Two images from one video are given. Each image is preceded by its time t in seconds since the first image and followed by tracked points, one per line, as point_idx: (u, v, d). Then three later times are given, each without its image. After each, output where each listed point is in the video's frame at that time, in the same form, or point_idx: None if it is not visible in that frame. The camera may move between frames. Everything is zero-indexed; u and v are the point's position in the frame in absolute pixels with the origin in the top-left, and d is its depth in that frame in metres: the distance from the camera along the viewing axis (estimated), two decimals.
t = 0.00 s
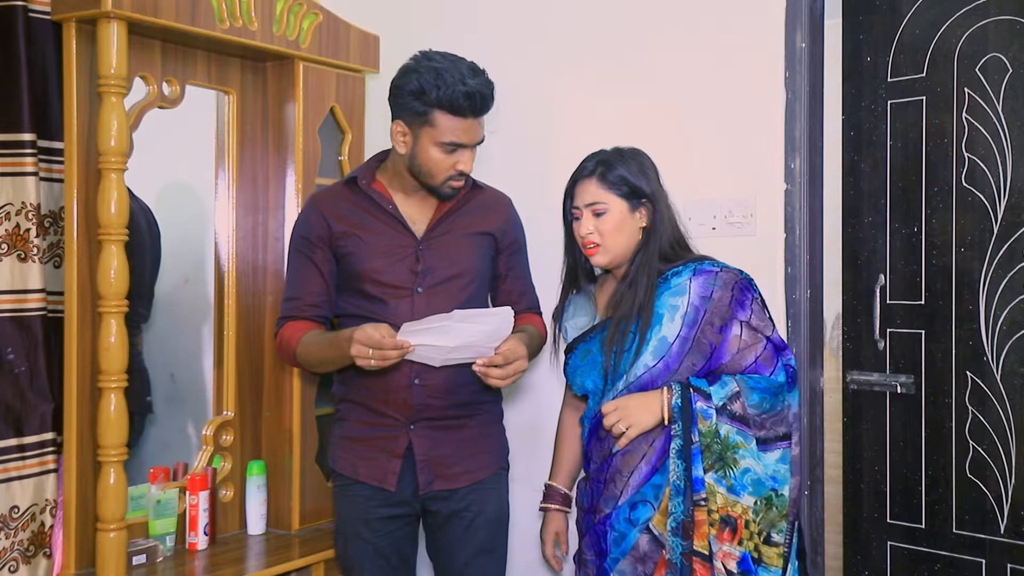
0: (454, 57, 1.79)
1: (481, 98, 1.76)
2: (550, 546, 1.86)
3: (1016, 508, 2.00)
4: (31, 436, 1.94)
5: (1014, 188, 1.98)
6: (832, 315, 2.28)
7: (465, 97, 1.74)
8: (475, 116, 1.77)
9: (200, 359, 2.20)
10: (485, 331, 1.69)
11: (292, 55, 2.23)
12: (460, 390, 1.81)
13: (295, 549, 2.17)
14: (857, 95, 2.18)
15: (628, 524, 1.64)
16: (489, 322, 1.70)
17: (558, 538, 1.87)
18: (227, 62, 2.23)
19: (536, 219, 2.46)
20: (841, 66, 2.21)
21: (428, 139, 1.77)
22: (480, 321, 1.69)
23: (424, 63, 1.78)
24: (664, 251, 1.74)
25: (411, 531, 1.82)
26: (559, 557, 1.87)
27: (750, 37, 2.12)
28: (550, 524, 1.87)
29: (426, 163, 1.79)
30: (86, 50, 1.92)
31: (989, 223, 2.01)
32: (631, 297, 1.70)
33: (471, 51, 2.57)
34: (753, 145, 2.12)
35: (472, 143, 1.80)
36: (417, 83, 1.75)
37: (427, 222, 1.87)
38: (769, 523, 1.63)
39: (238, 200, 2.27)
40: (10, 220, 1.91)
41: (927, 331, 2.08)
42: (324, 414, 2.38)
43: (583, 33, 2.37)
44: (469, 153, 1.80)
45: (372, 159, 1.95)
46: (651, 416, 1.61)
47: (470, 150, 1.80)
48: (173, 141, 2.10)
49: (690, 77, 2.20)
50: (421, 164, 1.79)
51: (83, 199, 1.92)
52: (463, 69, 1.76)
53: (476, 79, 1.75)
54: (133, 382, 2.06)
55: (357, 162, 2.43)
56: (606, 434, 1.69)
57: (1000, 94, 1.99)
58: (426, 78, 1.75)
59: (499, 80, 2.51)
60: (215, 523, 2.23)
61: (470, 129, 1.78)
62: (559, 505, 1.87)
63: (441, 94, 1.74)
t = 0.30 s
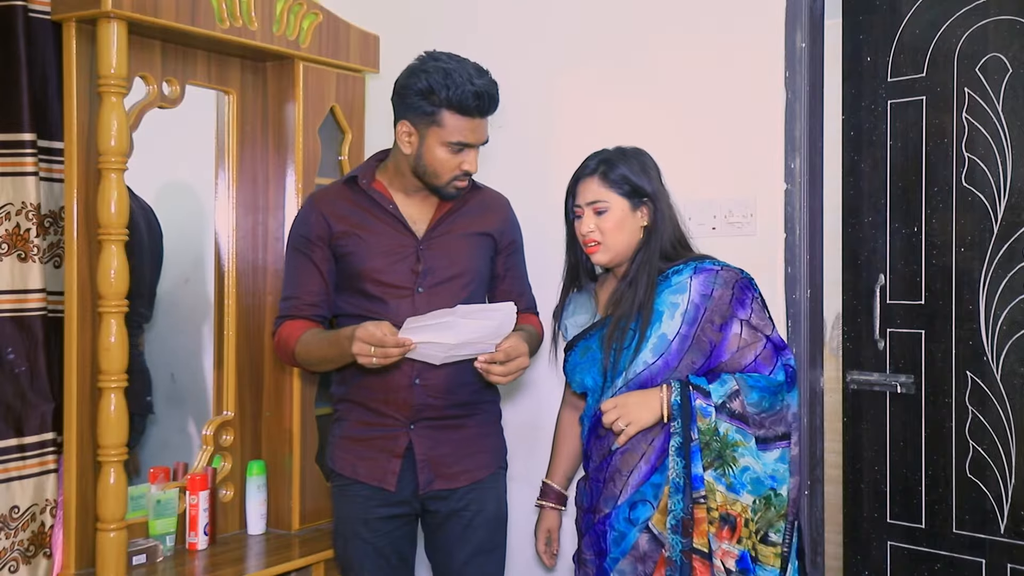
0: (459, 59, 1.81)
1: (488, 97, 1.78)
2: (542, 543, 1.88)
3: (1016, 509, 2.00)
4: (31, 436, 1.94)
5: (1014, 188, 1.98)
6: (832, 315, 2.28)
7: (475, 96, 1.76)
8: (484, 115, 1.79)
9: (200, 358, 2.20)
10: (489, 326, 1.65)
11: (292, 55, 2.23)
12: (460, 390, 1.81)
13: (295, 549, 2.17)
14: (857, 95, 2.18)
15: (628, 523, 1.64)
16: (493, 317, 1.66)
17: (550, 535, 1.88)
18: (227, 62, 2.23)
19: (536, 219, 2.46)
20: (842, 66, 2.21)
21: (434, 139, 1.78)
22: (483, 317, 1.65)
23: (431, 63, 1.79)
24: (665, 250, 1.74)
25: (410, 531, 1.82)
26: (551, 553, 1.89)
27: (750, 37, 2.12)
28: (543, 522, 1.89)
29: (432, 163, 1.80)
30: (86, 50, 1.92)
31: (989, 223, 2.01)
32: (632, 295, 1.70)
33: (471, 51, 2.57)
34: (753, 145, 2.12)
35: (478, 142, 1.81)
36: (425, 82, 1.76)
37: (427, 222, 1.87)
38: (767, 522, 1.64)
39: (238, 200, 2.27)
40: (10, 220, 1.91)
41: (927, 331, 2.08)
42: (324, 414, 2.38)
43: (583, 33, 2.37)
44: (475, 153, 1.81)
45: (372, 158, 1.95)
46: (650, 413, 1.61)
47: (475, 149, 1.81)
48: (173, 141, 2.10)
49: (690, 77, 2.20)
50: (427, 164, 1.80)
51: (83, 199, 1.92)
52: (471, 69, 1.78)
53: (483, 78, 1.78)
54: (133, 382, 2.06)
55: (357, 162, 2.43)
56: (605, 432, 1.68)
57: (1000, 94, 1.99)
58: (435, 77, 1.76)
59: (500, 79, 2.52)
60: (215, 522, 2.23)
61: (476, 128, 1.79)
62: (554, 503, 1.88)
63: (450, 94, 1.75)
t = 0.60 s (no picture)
0: (462, 59, 1.81)
1: (492, 97, 1.78)
2: (537, 542, 1.89)
3: (1016, 509, 2.00)
4: (31, 436, 1.94)
5: (1014, 188, 1.98)
6: (833, 315, 2.28)
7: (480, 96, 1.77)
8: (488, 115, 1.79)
9: (200, 358, 2.20)
10: (492, 324, 1.67)
11: (292, 55, 2.23)
12: (460, 390, 1.81)
13: (295, 549, 2.17)
14: (857, 95, 2.18)
15: (627, 522, 1.64)
16: (497, 314, 1.67)
17: (545, 534, 1.90)
18: (227, 62, 2.23)
19: (536, 219, 2.46)
20: (842, 66, 2.21)
21: (438, 139, 1.78)
22: (487, 313, 1.67)
23: (435, 63, 1.79)
24: (666, 250, 1.73)
25: (410, 531, 1.82)
26: (546, 553, 1.90)
27: (750, 37, 2.12)
28: (539, 520, 1.89)
29: (436, 162, 1.79)
30: (86, 50, 1.92)
31: (989, 223, 2.01)
32: (632, 293, 1.70)
33: (471, 51, 2.57)
34: (753, 145, 2.12)
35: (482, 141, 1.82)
36: (430, 82, 1.76)
37: (427, 222, 1.87)
38: (770, 523, 1.64)
39: (238, 200, 2.27)
40: (10, 220, 1.91)
41: (927, 331, 2.08)
42: (324, 414, 2.38)
43: (583, 32, 2.36)
44: (478, 152, 1.82)
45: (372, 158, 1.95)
46: (649, 412, 1.61)
47: (478, 149, 1.81)
48: (173, 141, 2.10)
49: (690, 77, 2.20)
50: (430, 164, 1.80)
51: (83, 199, 1.92)
52: (475, 70, 1.78)
53: (487, 78, 1.78)
54: (133, 382, 2.05)
55: (357, 162, 2.43)
56: (604, 431, 1.68)
57: (1000, 94, 1.99)
58: (440, 78, 1.76)
59: (500, 79, 2.51)
60: (215, 522, 2.23)
61: (480, 128, 1.79)
62: (552, 502, 1.88)
63: (456, 94, 1.75)
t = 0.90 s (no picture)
0: (464, 59, 1.82)
1: (494, 97, 1.79)
2: (538, 544, 1.88)
3: (1016, 508, 2.00)
4: (31, 436, 1.94)
5: (1014, 188, 1.98)
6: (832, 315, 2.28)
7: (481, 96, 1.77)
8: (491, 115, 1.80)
9: (200, 358, 2.20)
10: (496, 323, 1.67)
11: (292, 54, 2.23)
12: (459, 390, 1.81)
13: (295, 549, 2.17)
14: (857, 95, 2.18)
15: (625, 522, 1.64)
16: (500, 311, 1.68)
17: (546, 536, 1.88)
18: (227, 62, 2.23)
19: (536, 219, 2.46)
20: (842, 66, 2.22)
21: (440, 138, 1.78)
22: (487, 309, 1.66)
23: (437, 63, 1.80)
24: (666, 250, 1.74)
25: (409, 531, 1.81)
26: (547, 554, 1.89)
27: (750, 37, 2.12)
28: (540, 523, 1.88)
29: (438, 162, 1.79)
30: (86, 50, 1.92)
31: (989, 223, 2.01)
32: (633, 292, 1.70)
33: (471, 50, 2.57)
34: (753, 145, 2.12)
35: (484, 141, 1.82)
36: (433, 82, 1.77)
37: (428, 222, 1.87)
38: (769, 525, 1.63)
39: (238, 199, 2.27)
40: (10, 220, 1.91)
41: (926, 331, 2.08)
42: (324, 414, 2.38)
43: (584, 32, 2.36)
44: (479, 152, 1.82)
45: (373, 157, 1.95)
46: (648, 413, 1.61)
47: (479, 148, 1.81)
48: (173, 140, 2.10)
49: (690, 77, 2.20)
50: (432, 163, 1.79)
51: (83, 199, 1.92)
52: (478, 69, 1.79)
53: (489, 77, 1.79)
54: (134, 382, 2.05)
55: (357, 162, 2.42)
56: (604, 431, 1.69)
57: (1000, 94, 1.99)
58: (442, 76, 1.77)
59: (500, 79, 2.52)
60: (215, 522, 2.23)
61: (482, 127, 1.80)
62: (553, 505, 1.87)
63: (459, 93, 1.76)
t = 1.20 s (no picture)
0: (466, 59, 1.82)
1: (494, 96, 1.79)
2: (540, 547, 1.86)
3: (1016, 508, 1.99)
4: (31, 436, 1.94)
5: (1014, 188, 1.98)
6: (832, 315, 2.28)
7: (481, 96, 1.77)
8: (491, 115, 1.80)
9: (200, 358, 2.20)
10: (497, 319, 1.68)
11: (292, 54, 2.23)
12: (460, 389, 1.81)
13: (295, 549, 2.17)
14: (857, 94, 2.18)
15: (625, 523, 1.64)
16: (501, 307, 1.68)
17: (548, 539, 1.87)
18: (228, 62, 2.23)
19: (537, 218, 2.46)
20: (842, 66, 2.22)
21: (440, 137, 1.78)
22: (487, 305, 1.67)
23: (437, 62, 1.80)
24: (667, 251, 1.74)
25: (410, 530, 1.81)
26: (548, 557, 1.88)
27: (750, 36, 2.12)
28: (541, 525, 1.87)
29: (438, 162, 1.79)
30: (86, 50, 1.92)
31: (989, 223, 2.01)
32: (634, 293, 1.71)
33: (471, 50, 2.57)
34: (753, 145, 2.12)
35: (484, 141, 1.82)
36: (433, 81, 1.77)
37: (428, 222, 1.87)
38: (768, 528, 1.62)
39: (238, 200, 2.27)
40: (10, 220, 1.91)
41: (926, 331, 2.08)
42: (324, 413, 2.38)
43: (584, 32, 2.36)
44: (478, 151, 1.82)
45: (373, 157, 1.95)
46: (647, 416, 1.61)
47: (479, 148, 1.81)
48: (173, 140, 2.10)
49: (689, 77, 2.20)
50: (432, 162, 1.79)
51: (83, 199, 1.92)
52: (479, 69, 1.79)
53: (490, 78, 1.79)
54: (134, 382, 2.05)
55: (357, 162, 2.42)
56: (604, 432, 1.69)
57: (1000, 94, 1.99)
58: (443, 76, 1.77)
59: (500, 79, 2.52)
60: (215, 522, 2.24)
61: (482, 127, 1.80)
62: (555, 508, 1.87)
63: (459, 92, 1.76)
